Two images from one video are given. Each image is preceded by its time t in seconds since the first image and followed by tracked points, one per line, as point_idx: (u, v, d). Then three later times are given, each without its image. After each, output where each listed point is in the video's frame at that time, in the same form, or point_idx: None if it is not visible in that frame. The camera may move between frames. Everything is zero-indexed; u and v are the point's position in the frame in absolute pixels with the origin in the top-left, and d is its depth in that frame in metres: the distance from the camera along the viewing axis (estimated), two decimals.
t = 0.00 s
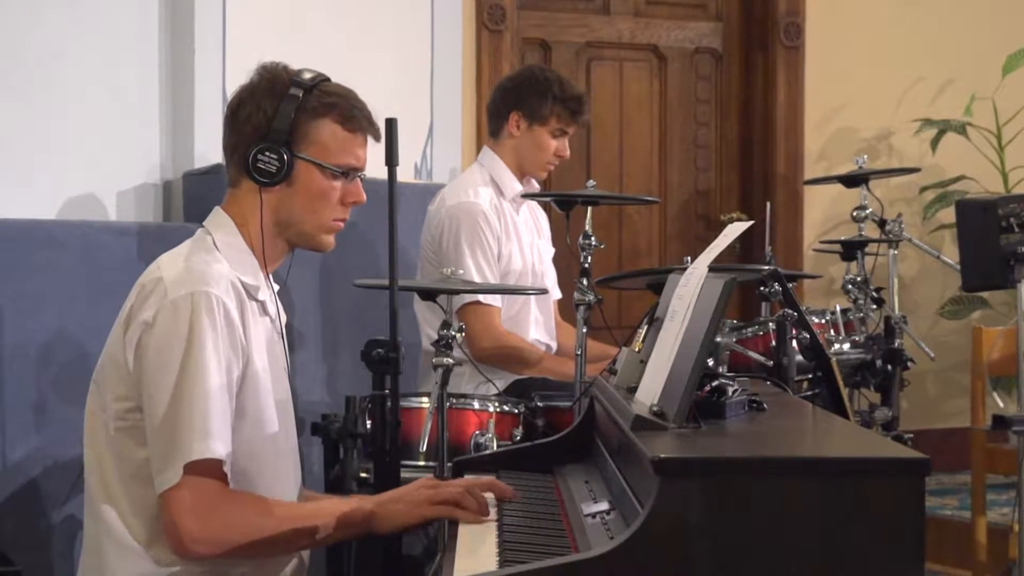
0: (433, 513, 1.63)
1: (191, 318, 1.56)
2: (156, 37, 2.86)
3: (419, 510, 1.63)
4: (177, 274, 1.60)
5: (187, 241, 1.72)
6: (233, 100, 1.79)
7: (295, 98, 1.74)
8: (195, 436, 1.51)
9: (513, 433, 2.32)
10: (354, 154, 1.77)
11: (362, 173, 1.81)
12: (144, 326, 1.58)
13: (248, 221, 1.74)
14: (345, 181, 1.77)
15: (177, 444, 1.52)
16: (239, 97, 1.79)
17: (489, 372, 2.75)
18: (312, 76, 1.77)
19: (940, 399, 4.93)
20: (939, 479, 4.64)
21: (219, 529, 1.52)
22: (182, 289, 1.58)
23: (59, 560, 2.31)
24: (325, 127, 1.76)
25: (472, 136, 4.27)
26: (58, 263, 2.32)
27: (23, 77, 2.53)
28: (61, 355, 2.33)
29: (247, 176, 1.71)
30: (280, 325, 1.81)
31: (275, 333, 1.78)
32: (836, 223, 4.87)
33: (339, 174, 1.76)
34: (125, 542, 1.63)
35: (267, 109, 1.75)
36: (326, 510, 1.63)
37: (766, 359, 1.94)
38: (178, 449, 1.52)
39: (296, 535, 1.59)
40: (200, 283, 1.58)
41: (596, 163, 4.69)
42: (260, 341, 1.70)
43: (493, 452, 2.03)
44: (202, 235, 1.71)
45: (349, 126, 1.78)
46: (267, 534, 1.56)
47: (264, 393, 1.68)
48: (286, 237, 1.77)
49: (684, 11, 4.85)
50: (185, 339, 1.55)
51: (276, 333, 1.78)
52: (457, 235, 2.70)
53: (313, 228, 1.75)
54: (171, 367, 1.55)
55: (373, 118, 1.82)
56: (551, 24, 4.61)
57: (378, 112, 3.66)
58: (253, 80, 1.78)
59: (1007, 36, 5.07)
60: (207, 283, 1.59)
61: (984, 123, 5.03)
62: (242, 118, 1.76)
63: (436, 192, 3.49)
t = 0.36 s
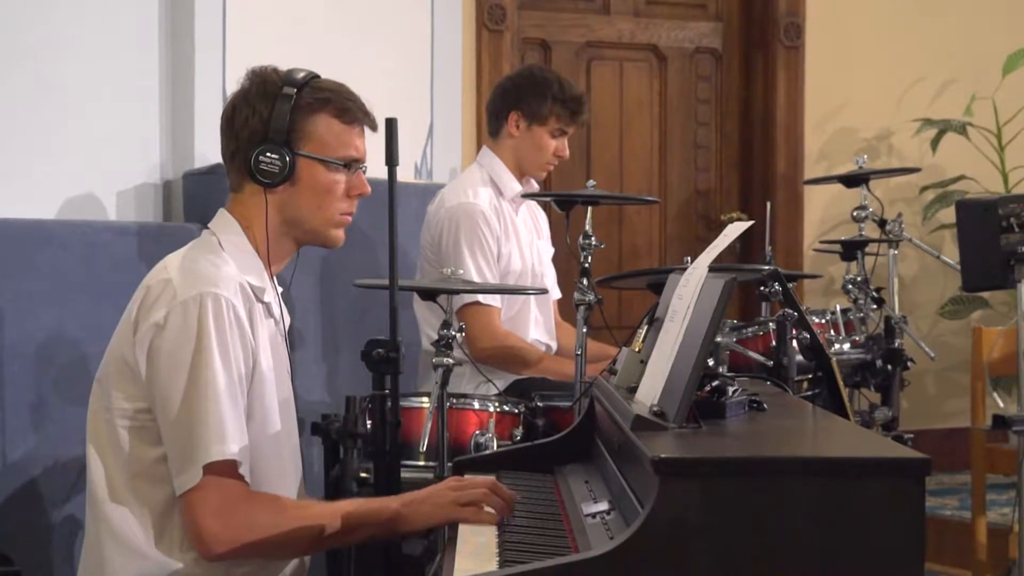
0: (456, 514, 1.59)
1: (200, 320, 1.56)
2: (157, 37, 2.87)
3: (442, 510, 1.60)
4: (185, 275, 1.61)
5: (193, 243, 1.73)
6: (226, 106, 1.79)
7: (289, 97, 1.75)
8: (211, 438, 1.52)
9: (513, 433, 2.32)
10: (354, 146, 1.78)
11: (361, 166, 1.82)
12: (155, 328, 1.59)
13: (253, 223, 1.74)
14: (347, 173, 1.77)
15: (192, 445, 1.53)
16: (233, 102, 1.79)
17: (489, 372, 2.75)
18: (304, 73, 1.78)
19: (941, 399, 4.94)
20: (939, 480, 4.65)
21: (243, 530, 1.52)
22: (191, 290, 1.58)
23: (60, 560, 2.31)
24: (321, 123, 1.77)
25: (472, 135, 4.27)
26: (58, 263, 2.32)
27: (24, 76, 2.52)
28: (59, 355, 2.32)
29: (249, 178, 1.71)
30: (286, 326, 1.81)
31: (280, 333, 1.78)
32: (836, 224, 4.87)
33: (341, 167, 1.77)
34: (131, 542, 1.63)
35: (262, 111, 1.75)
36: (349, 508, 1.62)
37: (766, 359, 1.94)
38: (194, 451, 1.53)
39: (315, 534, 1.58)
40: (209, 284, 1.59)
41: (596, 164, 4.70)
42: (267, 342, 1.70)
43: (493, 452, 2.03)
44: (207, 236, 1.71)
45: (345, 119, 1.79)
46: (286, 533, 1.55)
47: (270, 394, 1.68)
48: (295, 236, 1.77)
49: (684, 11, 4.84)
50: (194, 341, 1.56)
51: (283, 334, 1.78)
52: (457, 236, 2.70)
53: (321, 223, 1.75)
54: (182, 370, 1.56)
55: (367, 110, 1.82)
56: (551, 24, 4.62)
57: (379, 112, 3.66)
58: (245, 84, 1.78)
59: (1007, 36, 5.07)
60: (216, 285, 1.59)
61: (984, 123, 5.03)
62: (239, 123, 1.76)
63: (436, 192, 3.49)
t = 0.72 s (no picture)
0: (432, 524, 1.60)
1: (196, 317, 1.54)
2: (153, 38, 2.86)
3: (418, 521, 1.60)
4: (183, 272, 1.59)
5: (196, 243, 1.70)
6: (250, 105, 1.76)
7: (315, 108, 1.72)
8: (194, 433, 1.49)
9: (513, 440, 2.30)
10: (367, 168, 1.75)
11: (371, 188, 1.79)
12: (149, 323, 1.56)
13: (258, 229, 1.70)
14: (357, 195, 1.74)
15: (175, 441, 1.50)
16: (256, 103, 1.76)
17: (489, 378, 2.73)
18: (331, 87, 1.75)
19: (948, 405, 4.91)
20: (947, 487, 4.62)
21: (214, 529, 1.49)
22: (188, 287, 1.56)
23: (54, 569, 2.23)
24: (341, 138, 1.74)
25: (472, 137, 4.25)
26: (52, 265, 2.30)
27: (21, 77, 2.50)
28: (52, 360, 2.28)
29: (260, 180, 1.68)
30: (285, 331, 1.78)
31: (278, 338, 1.75)
32: (841, 227, 4.84)
33: (353, 187, 1.73)
34: (120, 540, 1.61)
35: (286, 117, 1.72)
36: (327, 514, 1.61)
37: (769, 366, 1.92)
38: (174, 446, 1.50)
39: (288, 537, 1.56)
40: (206, 283, 1.57)
41: (597, 166, 4.68)
42: (263, 345, 1.68)
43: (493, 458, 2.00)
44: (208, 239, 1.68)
45: (365, 140, 1.76)
46: (259, 536, 1.53)
47: (265, 398, 1.65)
48: (295, 246, 1.73)
49: (687, 12, 4.83)
50: (189, 339, 1.54)
51: (282, 338, 1.76)
52: (458, 239, 2.67)
53: (321, 240, 1.71)
54: (171, 367, 1.53)
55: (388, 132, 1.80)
56: (552, 25, 4.60)
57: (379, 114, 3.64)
58: (272, 87, 1.74)
59: (1013, 37, 5.04)
60: (213, 282, 1.57)
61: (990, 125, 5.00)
62: (259, 124, 1.73)
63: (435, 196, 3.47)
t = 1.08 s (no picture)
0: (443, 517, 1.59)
1: (194, 316, 1.48)
2: (146, 27, 2.79)
3: (429, 513, 1.61)
4: (178, 271, 1.53)
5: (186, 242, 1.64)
6: (246, 101, 1.69)
7: (317, 106, 1.66)
8: (201, 435, 1.44)
9: (513, 445, 2.25)
10: (366, 166, 1.70)
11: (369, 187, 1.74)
12: (145, 324, 1.50)
13: (251, 227, 1.64)
14: (358, 194, 1.70)
15: (179, 442, 1.45)
16: (253, 99, 1.69)
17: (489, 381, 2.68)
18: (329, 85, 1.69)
19: (962, 409, 4.85)
20: (961, 493, 4.56)
21: (224, 532, 1.45)
22: (184, 285, 1.50)
23: None
24: (340, 137, 1.68)
25: (472, 131, 4.19)
26: (36, 265, 2.21)
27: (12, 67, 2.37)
28: (32, 366, 2.18)
29: (263, 180, 1.61)
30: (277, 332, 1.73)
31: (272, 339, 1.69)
32: (851, 225, 4.76)
33: (355, 186, 1.69)
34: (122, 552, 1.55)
35: (288, 115, 1.66)
36: (332, 514, 1.57)
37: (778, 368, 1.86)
38: (181, 450, 1.45)
39: (293, 538, 1.51)
40: (202, 279, 1.51)
41: (598, 163, 4.63)
42: (261, 346, 1.62)
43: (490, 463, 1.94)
44: (201, 239, 1.61)
45: (365, 139, 1.71)
46: (268, 536, 1.48)
47: (263, 400, 1.60)
48: (292, 247, 1.68)
49: (693, 4, 4.78)
50: (187, 338, 1.48)
51: (276, 338, 1.70)
52: (455, 237, 2.61)
53: (321, 240, 1.67)
54: (174, 368, 1.48)
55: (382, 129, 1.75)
56: (553, 16, 4.55)
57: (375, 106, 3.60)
58: (271, 84, 1.68)
59: None
60: (210, 280, 1.51)
61: (1007, 120, 4.92)
62: (259, 122, 1.66)
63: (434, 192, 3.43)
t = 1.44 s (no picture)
0: (440, 522, 1.58)
1: (192, 322, 1.43)
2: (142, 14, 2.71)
3: (427, 521, 1.58)
4: (173, 273, 1.47)
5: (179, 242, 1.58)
6: (246, 100, 1.64)
7: (318, 105, 1.61)
8: (201, 445, 1.39)
9: (512, 449, 2.21)
10: (365, 168, 1.66)
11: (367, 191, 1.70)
12: (140, 327, 1.45)
13: (247, 228, 1.60)
14: (357, 196, 1.65)
15: (176, 451, 1.40)
16: (253, 96, 1.65)
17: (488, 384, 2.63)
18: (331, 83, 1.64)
19: (975, 412, 4.80)
20: (975, 499, 4.51)
21: (218, 544, 1.40)
22: (181, 288, 1.45)
23: None
24: (340, 139, 1.64)
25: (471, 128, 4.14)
26: (22, 264, 2.16)
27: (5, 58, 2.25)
28: (20, 366, 2.12)
29: (260, 180, 1.57)
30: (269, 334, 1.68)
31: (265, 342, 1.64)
32: (863, 222, 4.71)
33: (354, 188, 1.65)
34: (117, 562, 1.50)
35: (286, 115, 1.61)
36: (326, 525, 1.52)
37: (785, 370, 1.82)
38: (179, 460, 1.40)
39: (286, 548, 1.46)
40: (200, 283, 1.45)
41: (601, 158, 4.57)
42: (256, 351, 1.57)
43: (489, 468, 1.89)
44: (198, 240, 1.55)
45: (365, 141, 1.67)
46: (261, 546, 1.43)
47: (257, 405, 1.54)
48: (287, 251, 1.62)
49: None
50: (186, 344, 1.43)
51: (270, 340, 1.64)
52: (454, 236, 2.56)
53: (318, 241, 1.62)
54: (173, 375, 1.42)
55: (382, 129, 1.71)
56: (553, 7, 4.49)
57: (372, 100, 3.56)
58: (272, 82, 1.64)
59: None
60: (209, 284, 1.46)
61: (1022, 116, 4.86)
62: (258, 121, 1.62)
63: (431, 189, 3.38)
